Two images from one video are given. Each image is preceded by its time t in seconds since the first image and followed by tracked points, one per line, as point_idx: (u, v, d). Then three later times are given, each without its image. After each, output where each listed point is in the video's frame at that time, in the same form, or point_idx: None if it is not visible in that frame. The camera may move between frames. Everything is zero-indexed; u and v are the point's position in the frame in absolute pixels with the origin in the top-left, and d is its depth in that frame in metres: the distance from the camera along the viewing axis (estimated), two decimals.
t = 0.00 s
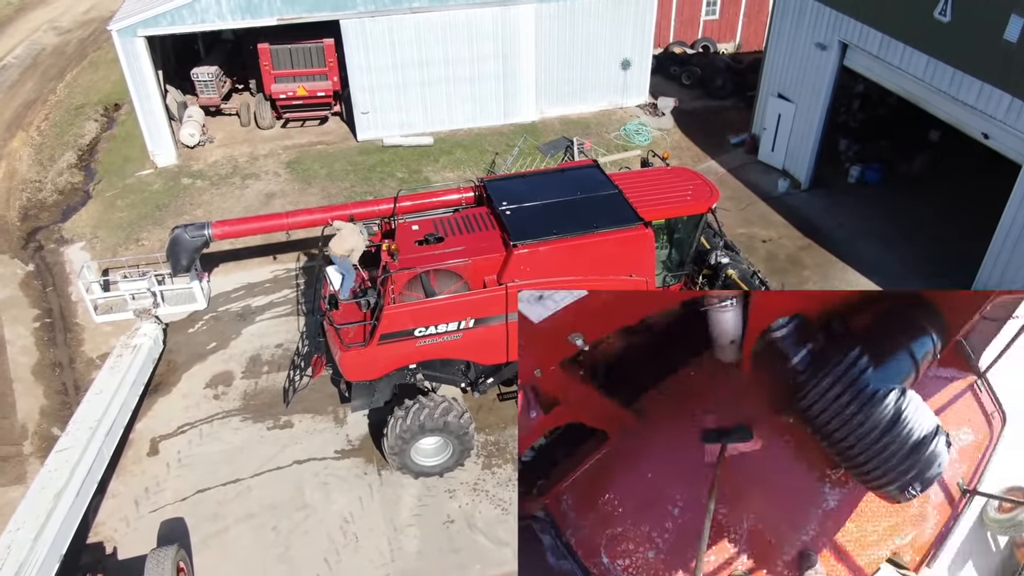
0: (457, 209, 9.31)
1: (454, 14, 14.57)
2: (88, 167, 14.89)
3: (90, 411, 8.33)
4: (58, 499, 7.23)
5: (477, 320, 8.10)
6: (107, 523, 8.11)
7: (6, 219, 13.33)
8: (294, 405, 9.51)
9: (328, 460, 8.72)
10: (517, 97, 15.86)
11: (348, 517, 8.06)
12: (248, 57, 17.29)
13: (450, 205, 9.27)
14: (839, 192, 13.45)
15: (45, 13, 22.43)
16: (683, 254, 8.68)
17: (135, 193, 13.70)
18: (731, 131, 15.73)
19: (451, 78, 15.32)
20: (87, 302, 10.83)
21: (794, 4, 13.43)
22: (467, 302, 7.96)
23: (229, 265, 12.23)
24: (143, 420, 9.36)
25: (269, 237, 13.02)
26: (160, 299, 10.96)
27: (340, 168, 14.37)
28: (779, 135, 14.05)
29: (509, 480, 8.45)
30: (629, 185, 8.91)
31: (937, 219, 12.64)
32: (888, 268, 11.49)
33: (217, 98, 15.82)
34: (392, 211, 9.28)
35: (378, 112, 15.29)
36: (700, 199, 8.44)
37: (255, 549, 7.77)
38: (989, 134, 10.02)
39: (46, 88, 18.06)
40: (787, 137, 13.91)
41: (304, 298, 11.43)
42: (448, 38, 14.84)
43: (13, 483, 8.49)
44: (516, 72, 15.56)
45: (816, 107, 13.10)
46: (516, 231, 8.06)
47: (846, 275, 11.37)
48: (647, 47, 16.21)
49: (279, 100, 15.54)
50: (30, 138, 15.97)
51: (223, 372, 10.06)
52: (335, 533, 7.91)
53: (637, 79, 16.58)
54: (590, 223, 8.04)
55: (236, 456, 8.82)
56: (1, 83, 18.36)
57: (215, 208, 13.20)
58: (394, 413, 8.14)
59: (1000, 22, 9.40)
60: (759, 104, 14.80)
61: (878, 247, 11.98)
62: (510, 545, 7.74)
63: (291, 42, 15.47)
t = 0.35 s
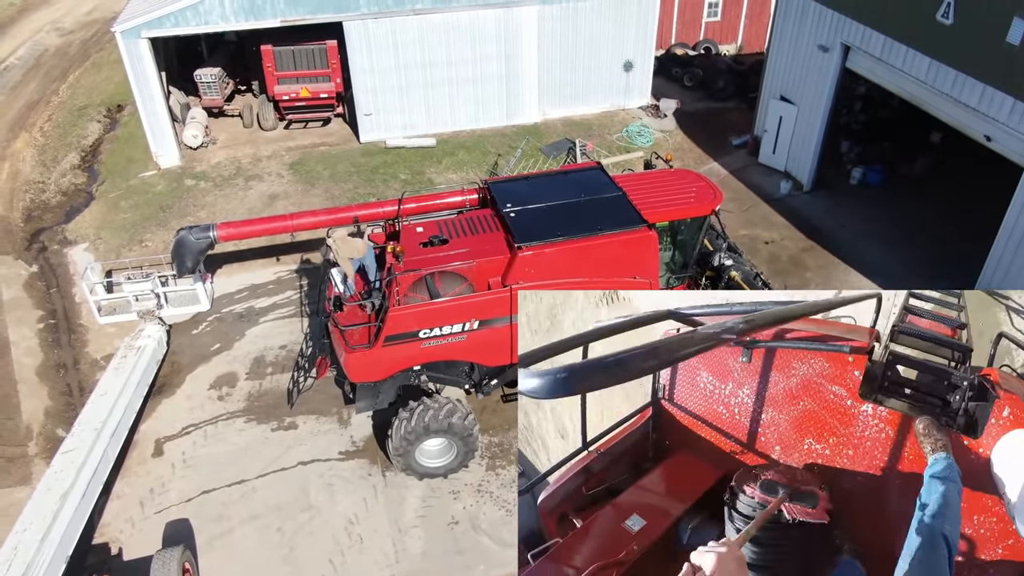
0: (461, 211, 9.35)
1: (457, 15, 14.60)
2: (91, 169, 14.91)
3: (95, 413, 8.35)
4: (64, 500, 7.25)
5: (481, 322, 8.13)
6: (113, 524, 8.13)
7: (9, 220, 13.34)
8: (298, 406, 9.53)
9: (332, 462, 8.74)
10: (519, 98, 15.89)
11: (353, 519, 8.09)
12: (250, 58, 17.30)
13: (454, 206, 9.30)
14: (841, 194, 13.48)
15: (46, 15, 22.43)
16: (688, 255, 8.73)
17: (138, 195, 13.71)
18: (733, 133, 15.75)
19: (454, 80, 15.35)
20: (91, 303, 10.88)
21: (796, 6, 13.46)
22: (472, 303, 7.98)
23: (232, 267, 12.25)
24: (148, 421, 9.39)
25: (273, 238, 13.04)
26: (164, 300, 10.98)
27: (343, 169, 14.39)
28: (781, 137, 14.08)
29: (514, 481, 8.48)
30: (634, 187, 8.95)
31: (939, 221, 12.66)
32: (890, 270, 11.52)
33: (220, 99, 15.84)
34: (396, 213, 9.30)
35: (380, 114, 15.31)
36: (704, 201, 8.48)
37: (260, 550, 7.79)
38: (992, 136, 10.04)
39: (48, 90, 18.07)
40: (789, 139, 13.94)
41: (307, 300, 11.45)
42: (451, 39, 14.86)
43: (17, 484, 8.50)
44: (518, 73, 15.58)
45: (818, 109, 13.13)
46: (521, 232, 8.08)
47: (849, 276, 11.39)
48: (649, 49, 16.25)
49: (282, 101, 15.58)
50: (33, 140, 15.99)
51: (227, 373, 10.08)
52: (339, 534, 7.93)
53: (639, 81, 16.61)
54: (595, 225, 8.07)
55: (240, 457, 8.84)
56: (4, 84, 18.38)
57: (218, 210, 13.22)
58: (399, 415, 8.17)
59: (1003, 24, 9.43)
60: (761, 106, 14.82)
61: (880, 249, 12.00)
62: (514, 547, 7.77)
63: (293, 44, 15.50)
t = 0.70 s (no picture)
0: (459, 212, 9.38)
1: (457, 16, 14.62)
2: (91, 170, 14.91)
3: (94, 413, 8.36)
4: (62, 500, 7.25)
5: (479, 322, 8.14)
6: (112, 524, 8.14)
7: (8, 221, 13.35)
8: (297, 407, 9.54)
9: (331, 462, 8.75)
10: (519, 99, 15.90)
11: (351, 519, 8.09)
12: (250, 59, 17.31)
13: (453, 207, 9.33)
14: (840, 194, 13.49)
15: (45, 16, 22.43)
16: (686, 255, 8.73)
17: (137, 196, 13.72)
18: (732, 133, 15.77)
19: (453, 81, 15.37)
20: (90, 304, 10.89)
21: (795, 7, 13.48)
22: (470, 304, 8.00)
23: (232, 268, 12.26)
24: (147, 422, 9.40)
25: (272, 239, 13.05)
26: (163, 301, 10.99)
27: (342, 170, 14.40)
28: (780, 137, 14.09)
29: (512, 482, 8.50)
30: (631, 188, 8.96)
31: (938, 221, 12.67)
32: (889, 269, 11.52)
33: (219, 100, 15.86)
34: (394, 214, 9.31)
35: (380, 115, 15.32)
36: (702, 201, 8.49)
37: (259, 550, 7.80)
38: (990, 136, 10.04)
39: (48, 91, 18.08)
40: (787, 139, 13.96)
41: (306, 300, 11.46)
42: (450, 40, 14.87)
43: (16, 485, 8.50)
44: (517, 74, 15.60)
45: (817, 109, 13.14)
46: (519, 233, 8.10)
47: (847, 276, 11.40)
48: (648, 50, 16.26)
49: (281, 102, 15.60)
50: (33, 141, 16.00)
51: (226, 374, 10.08)
52: (338, 534, 7.94)
53: (638, 82, 16.64)
54: (592, 226, 8.08)
55: (239, 457, 8.85)
56: (3, 85, 18.39)
57: (217, 210, 13.23)
58: (397, 416, 8.19)
59: (1000, 25, 9.44)
60: (760, 106, 14.84)
61: (879, 249, 12.00)
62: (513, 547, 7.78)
63: (293, 45, 15.51)
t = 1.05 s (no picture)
0: (460, 213, 9.41)
1: (457, 17, 14.64)
2: (92, 171, 14.94)
3: (95, 415, 8.38)
4: (65, 502, 7.28)
5: (481, 324, 8.17)
6: (114, 526, 8.16)
7: (10, 222, 13.38)
8: (299, 408, 9.56)
9: (333, 464, 8.78)
10: (519, 100, 15.92)
11: (353, 520, 8.12)
12: (251, 60, 17.33)
13: (454, 209, 9.36)
14: (840, 195, 13.52)
15: (45, 17, 22.45)
16: (686, 257, 8.78)
17: (139, 196, 13.74)
18: (732, 134, 15.78)
19: (453, 81, 15.38)
20: (92, 305, 10.91)
21: (795, 8, 13.48)
22: (472, 306, 8.02)
23: (233, 268, 12.29)
24: (149, 423, 9.42)
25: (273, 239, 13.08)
26: (165, 302, 11.02)
27: (343, 171, 14.43)
28: (780, 139, 14.12)
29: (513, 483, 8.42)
30: (633, 190, 8.99)
31: (938, 222, 12.70)
32: (889, 270, 11.54)
33: (220, 101, 15.88)
34: (396, 215, 9.31)
35: (380, 116, 15.34)
36: (703, 203, 8.51)
37: (261, 551, 7.82)
38: (989, 138, 10.10)
39: (49, 92, 18.10)
40: (788, 140, 13.98)
41: (307, 301, 11.49)
42: (451, 41, 14.89)
43: (18, 486, 8.53)
44: (517, 75, 15.61)
45: (818, 110, 13.14)
46: (520, 235, 8.13)
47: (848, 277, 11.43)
48: (648, 50, 16.28)
49: (282, 103, 15.62)
50: (34, 142, 16.03)
51: (228, 375, 10.11)
52: (340, 535, 7.97)
53: (638, 83, 16.66)
54: (593, 228, 8.11)
55: (241, 458, 8.88)
56: (5, 86, 18.42)
57: (219, 211, 13.25)
58: (399, 417, 8.22)
59: (1000, 28, 9.47)
60: (760, 107, 14.86)
61: (879, 250, 12.02)
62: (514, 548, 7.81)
63: (294, 46, 15.53)
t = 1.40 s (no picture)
0: (458, 213, 9.40)
1: (457, 17, 14.63)
2: (91, 170, 14.94)
3: (94, 415, 8.37)
4: (63, 502, 7.28)
5: (479, 324, 8.15)
6: (112, 526, 8.16)
7: (8, 222, 13.37)
8: (297, 408, 9.56)
9: (331, 464, 8.77)
10: (518, 99, 15.91)
11: (352, 521, 8.12)
12: (250, 60, 17.32)
13: (452, 209, 9.36)
14: (839, 195, 13.52)
15: (44, 16, 22.42)
16: (685, 257, 8.76)
17: (138, 196, 13.73)
18: (731, 134, 15.79)
19: (452, 81, 15.37)
20: (90, 305, 10.90)
21: (794, 7, 13.47)
22: (470, 306, 8.01)
23: (231, 268, 12.28)
24: (148, 423, 9.42)
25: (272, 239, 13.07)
26: (163, 302, 11.01)
27: (342, 171, 14.42)
28: (779, 138, 14.11)
29: (512, 483, 8.52)
30: (631, 190, 8.98)
31: (937, 222, 12.70)
32: (888, 270, 11.55)
33: (219, 100, 15.86)
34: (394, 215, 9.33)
35: (379, 115, 15.33)
36: (701, 203, 8.51)
37: (260, 552, 7.82)
38: (988, 138, 10.09)
39: (47, 92, 18.08)
40: (787, 140, 13.98)
41: (306, 301, 11.48)
42: (450, 41, 14.88)
43: (17, 486, 8.53)
44: (517, 75, 15.61)
45: (817, 109, 13.12)
46: (518, 235, 8.12)
47: (847, 277, 11.43)
48: (647, 50, 16.26)
49: (281, 103, 15.60)
50: (33, 141, 16.02)
51: (227, 375, 10.11)
52: (338, 536, 7.97)
53: (637, 82, 16.65)
54: (592, 228, 8.10)
55: (240, 458, 8.88)
56: (3, 85, 18.39)
57: (217, 211, 13.25)
58: (397, 417, 8.20)
59: (999, 28, 9.47)
60: (759, 107, 14.86)
61: (877, 250, 12.02)
62: (512, 548, 7.81)
63: (293, 45, 15.52)
